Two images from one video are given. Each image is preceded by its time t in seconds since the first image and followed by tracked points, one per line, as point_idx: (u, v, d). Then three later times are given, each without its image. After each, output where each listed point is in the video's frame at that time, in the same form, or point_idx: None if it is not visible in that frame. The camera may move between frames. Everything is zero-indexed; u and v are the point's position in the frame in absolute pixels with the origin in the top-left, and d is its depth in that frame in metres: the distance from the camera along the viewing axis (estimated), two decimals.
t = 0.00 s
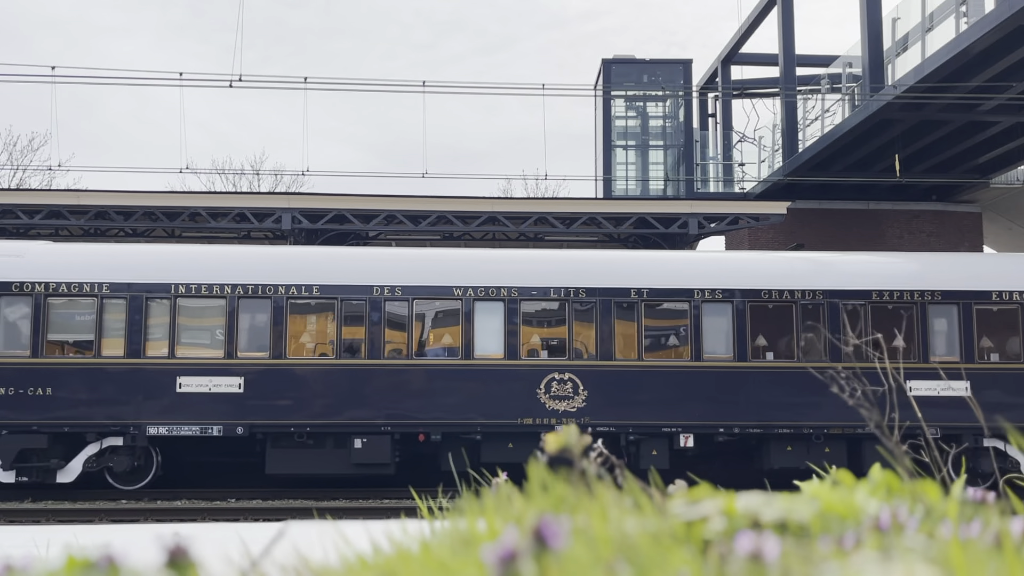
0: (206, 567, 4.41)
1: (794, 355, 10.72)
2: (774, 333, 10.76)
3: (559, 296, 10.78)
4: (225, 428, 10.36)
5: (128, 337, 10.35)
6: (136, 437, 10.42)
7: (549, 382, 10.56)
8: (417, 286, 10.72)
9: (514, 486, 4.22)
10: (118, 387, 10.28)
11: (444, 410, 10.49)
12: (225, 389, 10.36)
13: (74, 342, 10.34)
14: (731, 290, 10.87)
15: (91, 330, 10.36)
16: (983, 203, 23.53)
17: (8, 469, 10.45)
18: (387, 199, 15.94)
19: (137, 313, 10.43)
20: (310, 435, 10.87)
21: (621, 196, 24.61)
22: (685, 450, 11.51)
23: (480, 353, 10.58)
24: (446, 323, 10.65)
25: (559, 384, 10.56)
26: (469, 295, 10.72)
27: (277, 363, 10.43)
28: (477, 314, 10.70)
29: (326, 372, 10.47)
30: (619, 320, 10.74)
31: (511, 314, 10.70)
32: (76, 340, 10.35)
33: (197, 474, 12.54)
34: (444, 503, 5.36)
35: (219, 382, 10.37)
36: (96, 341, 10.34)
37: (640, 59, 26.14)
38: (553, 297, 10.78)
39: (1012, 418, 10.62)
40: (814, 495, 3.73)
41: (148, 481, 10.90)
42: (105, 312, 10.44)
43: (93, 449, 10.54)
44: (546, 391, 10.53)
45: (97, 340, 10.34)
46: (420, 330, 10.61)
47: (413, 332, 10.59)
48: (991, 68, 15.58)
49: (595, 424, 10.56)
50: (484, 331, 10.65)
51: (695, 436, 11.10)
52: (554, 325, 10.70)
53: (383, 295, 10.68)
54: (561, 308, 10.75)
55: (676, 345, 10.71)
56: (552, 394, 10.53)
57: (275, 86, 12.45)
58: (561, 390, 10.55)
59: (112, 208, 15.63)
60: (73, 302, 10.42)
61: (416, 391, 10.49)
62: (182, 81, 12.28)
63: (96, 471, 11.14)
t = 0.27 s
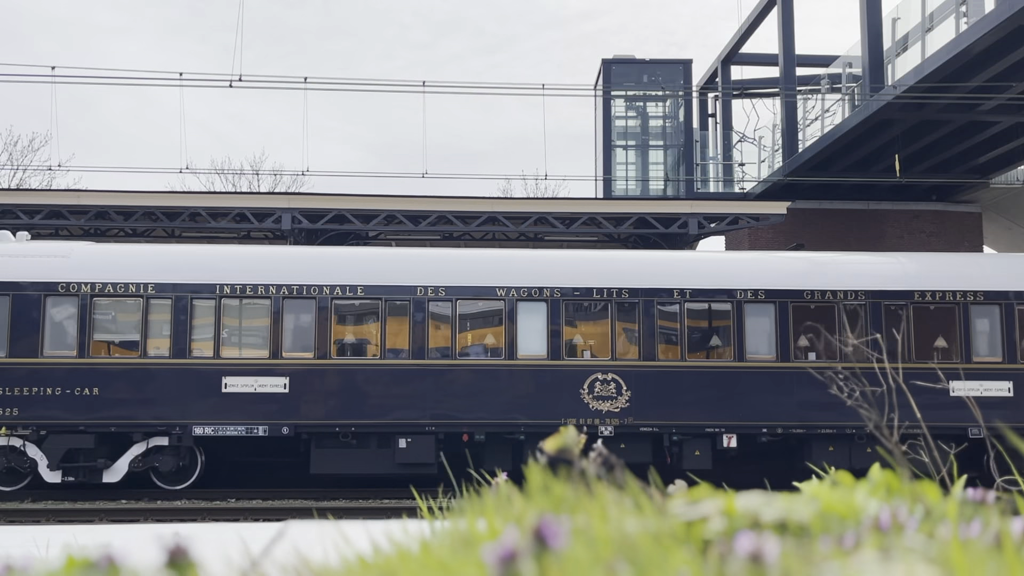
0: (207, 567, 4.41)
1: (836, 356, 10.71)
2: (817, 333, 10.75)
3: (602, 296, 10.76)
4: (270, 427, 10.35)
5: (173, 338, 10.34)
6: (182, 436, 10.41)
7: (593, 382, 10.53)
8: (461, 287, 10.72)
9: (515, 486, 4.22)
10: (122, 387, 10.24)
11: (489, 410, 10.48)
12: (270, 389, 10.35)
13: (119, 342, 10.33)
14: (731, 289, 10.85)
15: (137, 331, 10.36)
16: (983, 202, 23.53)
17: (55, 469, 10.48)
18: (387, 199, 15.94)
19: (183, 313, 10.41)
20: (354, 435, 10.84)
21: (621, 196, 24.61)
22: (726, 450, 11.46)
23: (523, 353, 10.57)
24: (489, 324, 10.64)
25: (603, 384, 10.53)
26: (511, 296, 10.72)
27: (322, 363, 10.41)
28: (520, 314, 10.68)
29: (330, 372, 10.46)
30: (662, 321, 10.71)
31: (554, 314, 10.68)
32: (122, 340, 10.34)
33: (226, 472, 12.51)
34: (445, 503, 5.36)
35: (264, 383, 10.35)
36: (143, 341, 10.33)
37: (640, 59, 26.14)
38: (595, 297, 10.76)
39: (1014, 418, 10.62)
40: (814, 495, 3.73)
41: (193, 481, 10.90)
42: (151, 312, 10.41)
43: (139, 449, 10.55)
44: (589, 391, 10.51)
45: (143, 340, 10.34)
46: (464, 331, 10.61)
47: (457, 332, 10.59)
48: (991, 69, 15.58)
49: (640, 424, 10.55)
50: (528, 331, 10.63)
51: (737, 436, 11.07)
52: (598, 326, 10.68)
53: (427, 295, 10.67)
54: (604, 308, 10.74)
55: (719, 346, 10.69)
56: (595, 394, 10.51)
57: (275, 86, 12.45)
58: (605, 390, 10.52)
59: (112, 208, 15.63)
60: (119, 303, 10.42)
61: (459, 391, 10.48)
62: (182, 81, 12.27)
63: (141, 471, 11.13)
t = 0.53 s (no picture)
0: (207, 567, 4.40)
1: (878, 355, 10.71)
2: (859, 333, 10.75)
3: (645, 297, 10.77)
4: (316, 427, 10.37)
5: (219, 338, 10.36)
6: (227, 436, 10.46)
7: (637, 382, 10.56)
8: (505, 287, 10.73)
9: (515, 486, 4.22)
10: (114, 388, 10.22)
11: (533, 410, 10.49)
12: (315, 390, 10.36)
13: (165, 342, 10.34)
14: (734, 289, 10.83)
15: (183, 331, 10.38)
16: (983, 202, 23.52)
17: (102, 469, 10.52)
18: (387, 199, 15.94)
19: (228, 314, 10.43)
20: (398, 435, 10.87)
21: (621, 196, 24.62)
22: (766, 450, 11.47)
23: (566, 353, 10.57)
24: (533, 324, 10.65)
25: (647, 385, 10.56)
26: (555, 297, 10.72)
27: (366, 363, 10.42)
28: (564, 314, 10.70)
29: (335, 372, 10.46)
30: (706, 321, 10.72)
31: (597, 314, 10.68)
32: (168, 341, 10.35)
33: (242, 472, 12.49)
34: (445, 503, 5.37)
35: (310, 382, 10.36)
36: (189, 341, 10.35)
37: (640, 59, 26.13)
38: (638, 297, 10.77)
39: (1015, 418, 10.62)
40: (814, 495, 3.73)
41: (238, 481, 10.94)
42: (197, 313, 10.45)
43: (185, 449, 10.60)
44: (633, 392, 10.54)
45: (189, 340, 10.36)
46: (508, 331, 10.63)
47: (501, 332, 10.61)
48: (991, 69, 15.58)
49: (684, 424, 10.56)
50: (571, 331, 10.64)
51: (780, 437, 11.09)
52: (641, 326, 10.69)
53: (469, 296, 10.68)
54: (647, 308, 10.74)
55: (762, 346, 10.69)
56: (640, 395, 10.54)
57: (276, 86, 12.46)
58: (649, 390, 10.56)
59: (112, 208, 15.63)
60: (165, 304, 10.43)
61: (499, 391, 10.49)
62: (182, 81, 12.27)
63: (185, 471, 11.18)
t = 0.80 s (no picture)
0: (206, 567, 4.40)
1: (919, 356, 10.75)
2: (902, 333, 10.78)
3: (688, 297, 10.81)
4: (363, 427, 10.42)
5: (265, 339, 10.41)
6: (274, 436, 10.53)
7: (682, 383, 10.62)
8: (552, 287, 10.76)
9: (514, 486, 4.21)
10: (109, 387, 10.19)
11: (579, 410, 10.54)
12: (361, 390, 10.41)
13: (212, 343, 10.38)
14: (735, 289, 10.84)
15: (228, 331, 10.41)
16: (983, 203, 23.52)
17: (150, 469, 10.57)
18: (388, 199, 15.94)
19: (274, 314, 10.47)
20: (443, 435, 10.93)
21: (621, 196, 24.61)
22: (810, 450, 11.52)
23: (611, 354, 10.63)
24: (576, 323, 10.69)
25: (692, 385, 10.62)
26: (599, 297, 10.75)
27: (412, 363, 10.47)
28: (608, 315, 10.73)
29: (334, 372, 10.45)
30: (750, 321, 10.74)
31: (641, 315, 10.73)
32: (215, 341, 10.39)
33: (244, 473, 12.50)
34: (443, 503, 5.36)
35: (356, 383, 10.42)
36: (234, 341, 10.39)
37: (640, 59, 26.13)
38: (681, 298, 10.80)
39: (1014, 417, 10.64)
40: (814, 495, 3.73)
41: (282, 481, 10.99)
42: (243, 313, 10.47)
43: (232, 449, 10.69)
44: (678, 393, 10.61)
45: (235, 340, 10.39)
46: (553, 331, 10.66)
47: (547, 332, 10.65)
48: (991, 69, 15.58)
49: (730, 425, 10.63)
50: (616, 331, 10.69)
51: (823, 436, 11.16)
52: (685, 326, 10.73)
53: (514, 296, 10.73)
54: (691, 309, 10.78)
55: (805, 346, 10.71)
56: (684, 395, 10.61)
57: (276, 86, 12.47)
58: (694, 391, 10.62)
59: (112, 208, 15.63)
60: (211, 304, 10.45)
61: (502, 391, 10.53)
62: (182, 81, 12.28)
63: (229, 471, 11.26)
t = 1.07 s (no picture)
0: (206, 567, 4.40)
1: (963, 356, 10.83)
2: (945, 333, 10.85)
3: (734, 297, 10.88)
4: (409, 427, 10.51)
5: (313, 339, 10.50)
6: (321, 435, 10.64)
7: (727, 383, 10.72)
8: (597, 287, 10.84)
9: (514, 486, 4.22)
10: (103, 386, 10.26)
11: (626, 409, 10.64)
12: (408, 389, 10.50)
13: (260, 342, 10.49)
14: (735, 289, 10.91)
15: (274, 331, 10.52)
16: (983, 203, 23.53)
17: (198, 468, 10.66)
18: (387, 199, 15.94)
19: (321, 314, 10.56)
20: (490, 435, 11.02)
21: (621, 196, 24.62)
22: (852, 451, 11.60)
23: (656, 354, 10.72)
24: (621, 323, 10.77)
25: (736, 386, 10.72)
26: (644, 297, 10.84)
27: (458, 363, 10.57)
28: (653, 315, 10.82)
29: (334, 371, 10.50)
30: (794, 321, 10.83)
31: (685, 315, 10.81)
32: (262, 341, 10.50)
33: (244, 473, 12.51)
34: (444, 503, 5.35)
35: (403, 382, 10.51)
36: (281, 341, 10.50)
37: (640, 59, 26.13)
38: (727, 298, 10.88)
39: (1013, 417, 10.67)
40: (814, 495, 3.72)
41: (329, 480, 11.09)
42: (291, 312, 10.57)
43: (278, 449, 10.75)
44: (723, 393, 10.70)
45: (282, 340, 10.49)
46: (597, 331, 10.74)
47: (592, 331, 10.72)
48: (991, 68, 15.58)
49: (775, 424, 10.73)
50: (661, 332, 10.78)
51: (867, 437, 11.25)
52: (730, 326, 10.81)
53: (559, 296, 10.81)
54: (737, 309, 10.85)
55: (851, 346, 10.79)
56: (730, 395, 10.71)
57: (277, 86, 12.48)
58: (739, 391, 10.71)
59: (112, 208, 15.63)
60: (257, 304, 10.55)
61: (504, 390, 10.59)
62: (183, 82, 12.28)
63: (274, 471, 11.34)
